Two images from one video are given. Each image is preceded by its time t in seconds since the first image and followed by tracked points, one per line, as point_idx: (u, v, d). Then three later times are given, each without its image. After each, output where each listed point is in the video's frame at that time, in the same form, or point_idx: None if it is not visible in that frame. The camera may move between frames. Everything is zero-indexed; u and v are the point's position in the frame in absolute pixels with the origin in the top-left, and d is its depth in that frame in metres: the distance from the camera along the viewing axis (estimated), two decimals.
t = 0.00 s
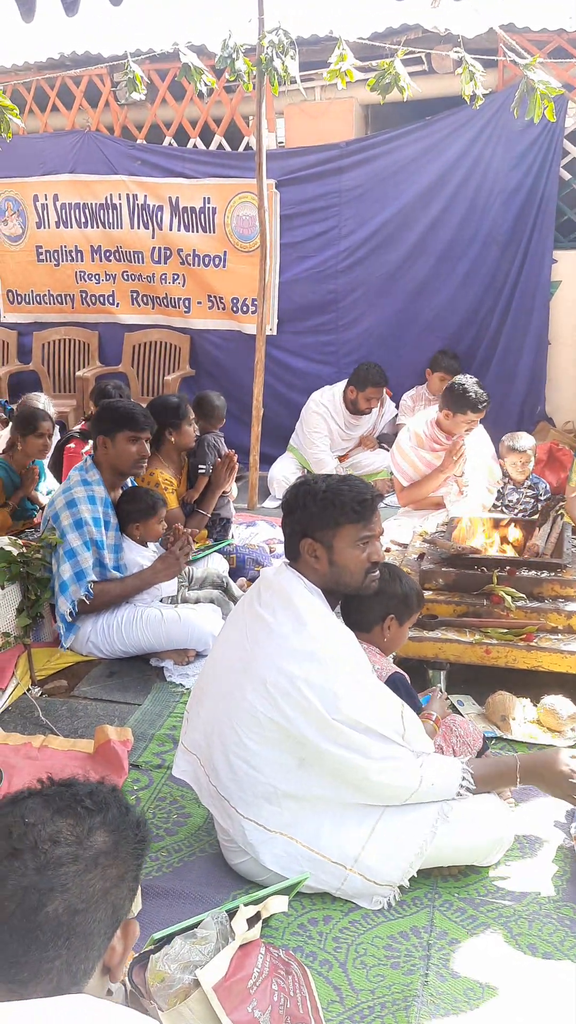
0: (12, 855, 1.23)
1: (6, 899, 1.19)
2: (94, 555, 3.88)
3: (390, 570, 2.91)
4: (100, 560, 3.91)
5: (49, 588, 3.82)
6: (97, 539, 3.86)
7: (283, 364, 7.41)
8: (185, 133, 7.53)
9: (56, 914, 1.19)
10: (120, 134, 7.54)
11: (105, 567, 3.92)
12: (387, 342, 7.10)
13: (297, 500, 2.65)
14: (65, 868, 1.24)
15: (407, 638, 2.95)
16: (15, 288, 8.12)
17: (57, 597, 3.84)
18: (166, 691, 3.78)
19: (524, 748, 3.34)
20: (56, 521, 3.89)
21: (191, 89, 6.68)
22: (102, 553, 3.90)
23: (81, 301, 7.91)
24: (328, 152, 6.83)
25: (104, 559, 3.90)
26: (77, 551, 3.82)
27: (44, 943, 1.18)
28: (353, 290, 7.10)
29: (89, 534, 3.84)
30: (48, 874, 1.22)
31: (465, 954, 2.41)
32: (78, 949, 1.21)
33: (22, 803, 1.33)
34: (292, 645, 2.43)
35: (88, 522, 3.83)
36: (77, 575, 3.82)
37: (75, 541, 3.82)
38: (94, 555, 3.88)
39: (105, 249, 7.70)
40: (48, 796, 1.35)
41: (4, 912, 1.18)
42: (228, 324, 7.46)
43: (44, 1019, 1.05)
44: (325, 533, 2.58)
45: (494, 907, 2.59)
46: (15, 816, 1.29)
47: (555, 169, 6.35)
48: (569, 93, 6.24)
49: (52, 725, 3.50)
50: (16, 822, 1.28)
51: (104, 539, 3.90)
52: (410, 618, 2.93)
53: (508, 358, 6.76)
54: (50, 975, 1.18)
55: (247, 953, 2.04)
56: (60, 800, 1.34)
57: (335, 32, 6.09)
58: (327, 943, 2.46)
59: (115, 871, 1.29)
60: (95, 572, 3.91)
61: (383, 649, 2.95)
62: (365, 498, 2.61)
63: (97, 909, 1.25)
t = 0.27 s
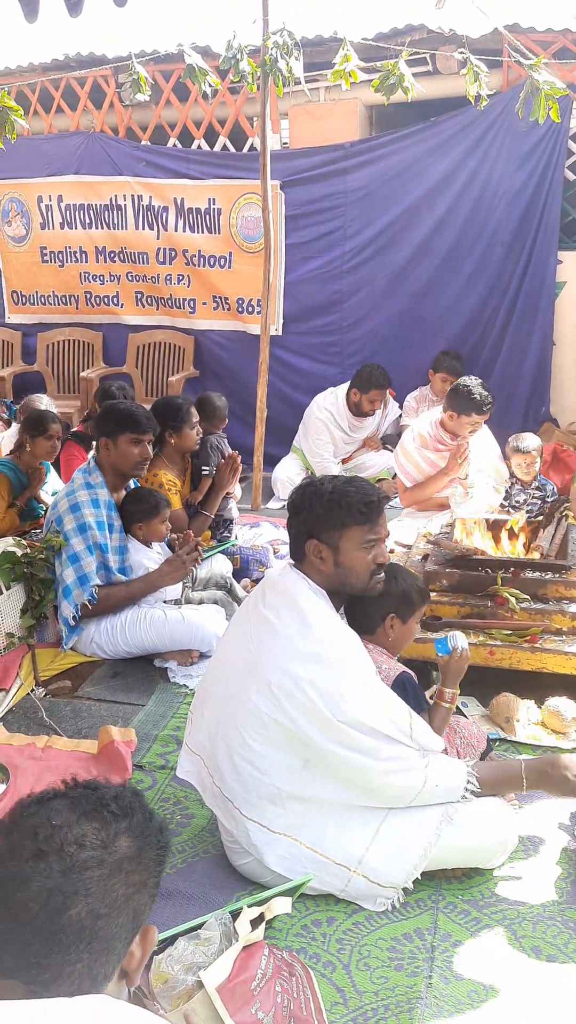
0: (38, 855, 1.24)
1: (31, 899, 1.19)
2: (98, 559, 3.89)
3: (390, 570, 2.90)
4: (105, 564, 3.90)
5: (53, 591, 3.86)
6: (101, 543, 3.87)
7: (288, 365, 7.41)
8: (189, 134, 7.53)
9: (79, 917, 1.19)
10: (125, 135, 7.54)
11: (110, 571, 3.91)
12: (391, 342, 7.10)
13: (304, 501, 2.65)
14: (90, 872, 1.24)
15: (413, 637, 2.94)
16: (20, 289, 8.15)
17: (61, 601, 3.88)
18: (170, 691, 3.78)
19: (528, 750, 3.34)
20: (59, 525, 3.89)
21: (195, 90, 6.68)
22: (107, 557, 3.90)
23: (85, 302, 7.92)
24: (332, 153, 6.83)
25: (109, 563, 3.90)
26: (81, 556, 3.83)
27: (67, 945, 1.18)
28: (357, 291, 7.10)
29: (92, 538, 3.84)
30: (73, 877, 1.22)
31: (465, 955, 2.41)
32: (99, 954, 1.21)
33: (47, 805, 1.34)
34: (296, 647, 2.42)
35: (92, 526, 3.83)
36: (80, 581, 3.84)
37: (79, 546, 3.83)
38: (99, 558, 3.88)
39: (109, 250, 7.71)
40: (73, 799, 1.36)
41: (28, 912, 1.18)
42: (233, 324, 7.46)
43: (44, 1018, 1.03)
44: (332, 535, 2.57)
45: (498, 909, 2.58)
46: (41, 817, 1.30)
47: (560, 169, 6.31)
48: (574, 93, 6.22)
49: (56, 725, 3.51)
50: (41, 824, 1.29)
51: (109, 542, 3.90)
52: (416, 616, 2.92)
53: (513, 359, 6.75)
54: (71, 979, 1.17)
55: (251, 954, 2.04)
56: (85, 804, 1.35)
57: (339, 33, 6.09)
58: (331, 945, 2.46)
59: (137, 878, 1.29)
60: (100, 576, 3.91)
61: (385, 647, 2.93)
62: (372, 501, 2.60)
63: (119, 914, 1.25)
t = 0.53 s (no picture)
0: (54, 855, 1.23)
1: (46, 899, 1.18)
2: (101, 559, 3.88)
3: (396, 574, 2.89)
4: (108, 564, 3.91)
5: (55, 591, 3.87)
6: (105, 543, 3.86)
7: (292, 364, 7.41)
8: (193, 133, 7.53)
9: (94, 920, 1.19)
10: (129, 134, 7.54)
11: (113, 570, 3.91)
12: (395, 342, 7.09)
13: (313, 500, 2.64)
14: (106, 874, 1.23)
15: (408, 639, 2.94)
16: (24, 288, 8.16)
17: (63, 601, 3.89)
18: (172, 691, 3.78)
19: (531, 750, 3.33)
20: (62, 524, 3.89)
21: (199, 89, 6.68)
22: (110, 557, 3.89)
23: (89, 302, 7.92)
24: (336, 152, 6.83)
25: (112, 563, 3.89)
26: (84, 556, 3.83)
27: (81, 947, 1.17)
28: (361, 291, 7.10)
29: (96, 538, 3.84)
30: (88, 879, 1.21)
31: (457, 950, 2.43)
32: (112, 956, 1.20)
33: (64, 803, 1.33)
34: (299, 646, 2.42)
35: (95, 526, 3.83)
36: (83, 581, 3.84)
37: (81, 546, 3.82)
38: (102, 558, 3.88)
39: (113, 249, 7.71)
40: (91, 798, 1.34)
41: (43, 912, 1.18)
42: (237, 324, 7.45)
43: (45, 1018, 1.04)
44: (338, 536, 2.56)
45: (500, 910, 2.58)
46: (57, 816, 1.29)
47: (564, 170, 6.29)
48: None
49: (58, 724, 3.50)
50: (57, 823, 1.28)
51: (112, 542, 3.89)
52: (411, 620, 2.91)
53: (516, 359, 6.73)
54: (84, 980, 1.17)
55: (252, 955, 2.04)
56: (102, 803, 1.33)
57: (343, 32, 6.08)
58: (333, 945, 2.46)
59: (152, 882, 1.28)
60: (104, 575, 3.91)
61: (396, 650, 2.95)
62: (382, 509, 2.59)
63: (133, 916, 1.24)
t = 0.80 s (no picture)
0: (65, 858, 1.22)
1: (57, 904, 1.18)
2: (107, 557, 3.88)
3: (400, 579, 2.89)
4: (115, 563, 3.91)
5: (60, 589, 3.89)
6: (111, 540, 3.86)
7: (295, 362, 7.41)
8: (197, 131, 7.52)
9: (105, 924, 1.19)
10: (133, 132, 7.54)
11: (119, 567, 3.91)
12: (399, 341, 7.09)
13: (314, 500, 2.65)
14: (117, 879, 1.22)
15: (415, 644, 2.94)
16: (27, 286, 8.17)
17: (68, 600, 3.91)
18: (175, 689, 3.78)
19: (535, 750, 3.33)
20: (67, 522, 3.89)
21: (203, 87, 6.67)
22: (116, 554, 3.89)
23: (92, 300, 7.93)
24: (340, 150, 6.82)
25: (118, 561, 3.89)
26: (89, 554, 3.85)
27: (92, 951, 1.17)
28: (364, 290, 7.10)
29: (101, 537, 3.84)
30: (99, 884, 1.21)
31: (451, 940, 2.46)
32: (123, 959, 1.21)
33: (76, 804, 1.31)
34: (300, 646, 2.42)
35: (100, 525, 3.84)
36: (89, 580, 3.87)
37: (87, 544, 3.84)
38: (108, 557, 3.89)
39: (116, 247, 7.71)
40: (102, 799, 1.33)
41: (54, 916, 1.18)
42: (240, 322, 7.44)
43: (44, 1018, 1.05)
44: (339, 536, 2.57)
45: (502, 910, 2.58)
46: (68, 819, 1.28)
47: (568, 169, 6.28)
48: None
49: (60, 722, 3.51)
50: (68, 826, 1.27)
51: (117, 540, 3.89)
52: (415, 624, 2.91)
53: (520, 358, 6.72)
54: (95, 982, 1.17)
55: (254, 953, 2.05)
56: (113, 805, 1.32)
57: (348, 30, 6.08)
58: (335, 944, 2.45)
59: (164, 885, 1.28)
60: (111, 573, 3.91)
61: (405, 652, 2.95)
62: (382, 507, 2.58)
63: (143, 920, 1.24)
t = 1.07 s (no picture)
0: (88, 868, 1.20)
1: (81, 914, 1.17)
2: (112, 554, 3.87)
3: (410, 585, 2.89)
4: (120, 560, 3.90)
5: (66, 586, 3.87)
6: (116, 537, 3.85)
7: (300, 362, 7.41)
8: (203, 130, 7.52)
9: (129, 935, 1.17)
10: (138, 131, 7.54)
11: (124, 566, 3.90)
12: (404, 340, 7.09)
13: (318, 500, 2.64)
14: (142, 890, 1.20)
15: (427, 649, 2.93)
16: (33, 284, 8.18)
17: (73, 597, 3.89)
18: (179, 688, 3.78)
19: (539, 750, 3.32)
20: (73, 520, 3.90)
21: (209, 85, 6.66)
22: (121, 551, 3.88)
23: (98, 299, 7.95)
24: (345, 149, 6.82)
25: (123, 558, 3.89)
26: (95, 550, 3.83)
27: (115, 961, 1.17)
28: (370, 289, 7.10)
29: (107, 533, 3.83)
30: (125, 895, 1.18)
31: (455, 940, 2.46)
32: (147, 967, 1.20)
33: (99, 808, 1.28)
34: (306, 644, 2.41)
35: (105, 521, 3.83)
36: (95, 575, 3.84)
37: (93, 542, 3.83)
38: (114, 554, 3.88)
39: (122, 246, 7.71)
40: (125, 804, 1.30)
41: (78, 927, 1.16)
42: (245, 321, 7.44)
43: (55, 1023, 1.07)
44: (343, 535, 2.56)
45: (506, 911, 2.57)
46: (90, 827, 1.25)
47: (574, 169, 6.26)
48: None
49: (65, 720, 3.51)
50: (90, 833, 1.24)
51: (122, 537, 3.88)
52: (427, 632, 2.90)
53: (525, 358, 6.71)
54: (119, 991, 1.17)
55: (260, 951, 2.05)
56: (136, 811, 1.28)
57: (354, 29, 6.07)
58: (340, 943, 2.45)
59: (188, 893, 1.26)
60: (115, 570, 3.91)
61: (417, 659, 2.94)
62: (386, 506, 2.59)
63: (167, 929, 1.22)
